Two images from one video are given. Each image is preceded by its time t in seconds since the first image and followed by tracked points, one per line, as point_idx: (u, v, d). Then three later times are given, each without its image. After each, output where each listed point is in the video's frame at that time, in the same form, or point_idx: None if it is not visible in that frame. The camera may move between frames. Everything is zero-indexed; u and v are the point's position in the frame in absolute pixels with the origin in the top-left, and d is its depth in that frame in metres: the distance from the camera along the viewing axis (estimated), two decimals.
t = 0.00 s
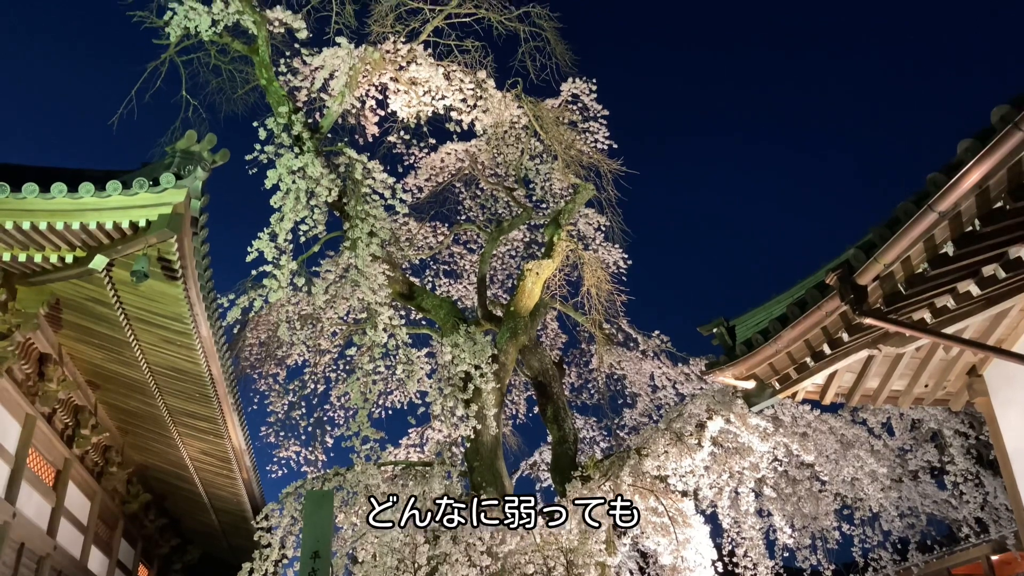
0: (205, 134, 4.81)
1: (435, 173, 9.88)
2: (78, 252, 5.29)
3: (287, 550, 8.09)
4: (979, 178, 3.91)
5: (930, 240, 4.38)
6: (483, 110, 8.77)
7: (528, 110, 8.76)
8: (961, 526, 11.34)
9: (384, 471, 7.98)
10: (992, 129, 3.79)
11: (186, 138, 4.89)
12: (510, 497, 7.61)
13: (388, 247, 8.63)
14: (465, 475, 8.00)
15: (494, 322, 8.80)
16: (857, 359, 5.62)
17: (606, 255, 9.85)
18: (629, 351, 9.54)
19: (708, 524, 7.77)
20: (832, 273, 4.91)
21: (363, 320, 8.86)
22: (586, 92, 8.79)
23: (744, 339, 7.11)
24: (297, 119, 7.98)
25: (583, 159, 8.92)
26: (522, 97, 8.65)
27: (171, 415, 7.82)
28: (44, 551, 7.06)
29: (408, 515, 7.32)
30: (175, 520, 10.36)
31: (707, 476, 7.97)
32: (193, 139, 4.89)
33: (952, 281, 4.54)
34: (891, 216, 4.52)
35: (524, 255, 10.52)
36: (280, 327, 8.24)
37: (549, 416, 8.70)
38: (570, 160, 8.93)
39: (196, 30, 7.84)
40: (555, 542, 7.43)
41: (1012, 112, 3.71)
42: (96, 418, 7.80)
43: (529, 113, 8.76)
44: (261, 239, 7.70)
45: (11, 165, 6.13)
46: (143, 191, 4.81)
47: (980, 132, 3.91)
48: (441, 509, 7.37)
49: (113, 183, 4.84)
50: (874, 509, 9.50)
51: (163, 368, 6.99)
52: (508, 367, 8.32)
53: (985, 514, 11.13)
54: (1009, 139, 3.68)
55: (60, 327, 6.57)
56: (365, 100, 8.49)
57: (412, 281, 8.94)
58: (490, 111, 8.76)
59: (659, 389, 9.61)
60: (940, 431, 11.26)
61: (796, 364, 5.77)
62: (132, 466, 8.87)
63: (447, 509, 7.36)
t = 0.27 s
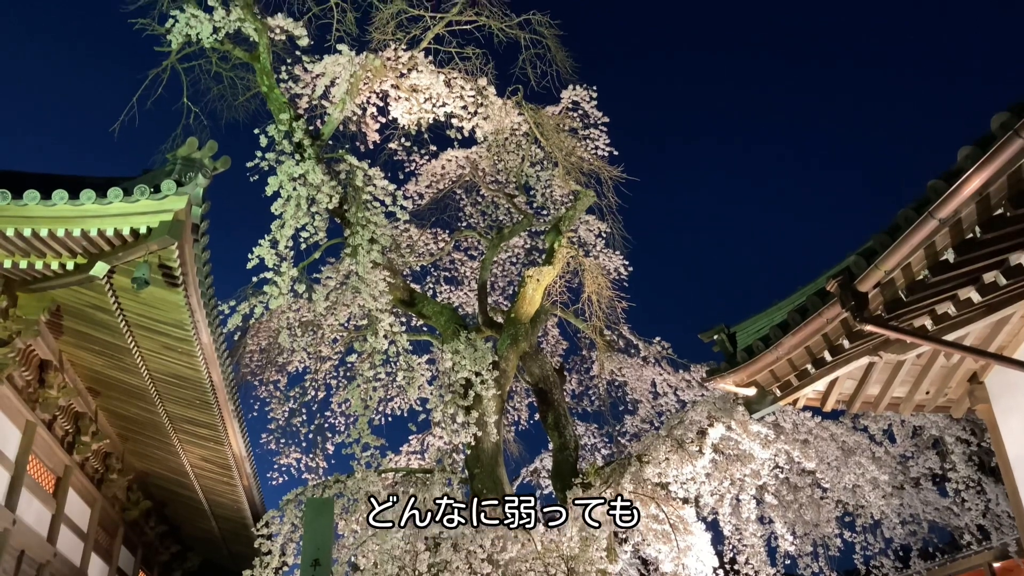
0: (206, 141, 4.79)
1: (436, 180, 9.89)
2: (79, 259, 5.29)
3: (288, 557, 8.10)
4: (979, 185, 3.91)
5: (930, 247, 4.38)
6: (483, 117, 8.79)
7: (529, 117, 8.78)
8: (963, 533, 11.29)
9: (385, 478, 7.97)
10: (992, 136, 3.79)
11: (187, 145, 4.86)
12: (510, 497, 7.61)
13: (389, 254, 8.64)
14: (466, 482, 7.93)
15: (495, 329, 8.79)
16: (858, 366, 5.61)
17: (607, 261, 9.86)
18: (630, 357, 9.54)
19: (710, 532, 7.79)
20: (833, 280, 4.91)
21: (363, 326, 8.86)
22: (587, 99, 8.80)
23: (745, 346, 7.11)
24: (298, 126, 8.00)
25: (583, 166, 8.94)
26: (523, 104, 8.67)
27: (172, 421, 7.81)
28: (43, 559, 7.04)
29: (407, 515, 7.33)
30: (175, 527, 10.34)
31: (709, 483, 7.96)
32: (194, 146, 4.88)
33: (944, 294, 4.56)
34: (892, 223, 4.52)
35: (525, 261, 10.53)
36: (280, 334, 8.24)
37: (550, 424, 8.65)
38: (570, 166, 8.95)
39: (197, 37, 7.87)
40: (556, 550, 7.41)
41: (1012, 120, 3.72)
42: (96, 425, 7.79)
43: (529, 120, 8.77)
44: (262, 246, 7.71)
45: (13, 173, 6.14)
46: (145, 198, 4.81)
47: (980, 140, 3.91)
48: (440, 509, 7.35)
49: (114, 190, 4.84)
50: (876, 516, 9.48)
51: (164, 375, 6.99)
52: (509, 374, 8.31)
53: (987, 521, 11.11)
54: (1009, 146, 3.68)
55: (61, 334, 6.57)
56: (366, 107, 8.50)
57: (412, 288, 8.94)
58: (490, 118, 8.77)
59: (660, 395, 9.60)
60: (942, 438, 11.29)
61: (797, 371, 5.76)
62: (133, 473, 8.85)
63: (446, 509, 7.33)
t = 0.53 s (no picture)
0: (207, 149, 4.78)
1: (437, 187, 9.90)
2: (80, 266, 5.30)
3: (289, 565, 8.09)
4: (980, 192, 3.92)
5: (931, 254, 4.39)
6: (484, 125, 8.80)
7: (529, 125, 8.79)
8: (965, 540, 11.25)
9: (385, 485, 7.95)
10: (992, 144, 3.80)
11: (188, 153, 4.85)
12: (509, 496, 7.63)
13: (390, 261, 8.64)
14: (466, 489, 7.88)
15: (496, 336, 8.78)
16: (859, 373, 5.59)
17: (607, 268, 9.86)
18: (630, 364, 9.54)
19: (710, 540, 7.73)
20: (834, 287, 4.90)
21: (364, 333, 8.85)
22: (588, 107, 8.81)
23: (746, 353, 7.10)
24: (299, 133, 8.01)
25: (584, 173, 8.95)
26: (523, 111, 8.69)
27: (172, 428, 7.81)
28: (43, 566, 7.02)
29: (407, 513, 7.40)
30: (175, 534, 10.31)
31: (710, 490, 7.95)
32: (196, 153, 4.85)
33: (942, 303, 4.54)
34: (893, 230, 4.52)
35: (526, 268, 10.53)
36: (281, 341, 8.24)
37: (550, 430, 8.65)
38: (571, 173, 8.97)
39: (198, 45, 7.88)
40: (557, 557, 7.41)
41: (1012, 127, 3.73)
42: (97, 432, 7.78)
43: (530, 127, 8.79)
44: (262, 253, 7.72)
45: (15, 180, 6.15)
46: (145, 206, 4.80)
47: (980, 147, 3.91)
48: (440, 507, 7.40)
49: (115, 198, 4.84)
50: (877, 523, 9.47)
51: (165, 382, 6.99)
52: (509, 381, 8.30)
53: (989, 528, 11.08)
54: (1010, 153, 3.68)
55: (62, 341, 6.56)
56: (367, 114, 8.52)
57: (413, 295, 8.94)
58: (491, 125, 8.79)
59: (661, 402, 9.59)
60: (943, 445, 11.30)
61: (798, 378, 5.75)
62: (133, 480, 8.84)
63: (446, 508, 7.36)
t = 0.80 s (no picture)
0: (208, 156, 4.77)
1: (438, 193, 9.91)
2: (81, 272, 5.30)
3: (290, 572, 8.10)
4: (980, 199, 3.91)
5: (931, 260, 4.38)
6: (485, 131, 8.82)
7: (530, 131, 8.80)
8: (966, 548, 11.20)
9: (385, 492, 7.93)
10: (992, 151, 3.80)
11: (189, 159, 4.85)
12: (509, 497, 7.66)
13: (391, 267, 8.64)
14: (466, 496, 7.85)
15: (497, 342, 8.77)
16: (860, 379, 5.58)
17: (608, 275, 9.86)
18: (631, 371, 9.53)
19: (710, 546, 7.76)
20: (834, 294, 4.90)
21: (365, 340, 8.85)
22: (588, 113, 8.82)
23: (746, 360, 7.10)
24: (300, 140, 8.03)
25: (584, 179, 8.98)
26: (524, 118, 8.70)
27: (173, 435, 7.80)
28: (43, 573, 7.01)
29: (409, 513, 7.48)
30: (175, 541, 10.29)
31: (710, 497, 7.93)
32: (196, 160, 4.86)
33: (944, 309, 4.50)
34: (893, 237, 4.52)
35: (527, 275, 10.54)
36: (281, 348, 8.24)
37: (551, 437, 8.63)
38: (571, 180, 8.99)
39: (200, 52, 7.90)
40: (558, 565, 7.34)
41: (1011, 135, 3.73)
42: (97, 439, 7.77)
43: (530, 134, 8.80)
44: (263, 260, 7.74)
45: (17, 187, 6.16)
46: (147, 212, 4.80)
47: (980, 154, 3.91)
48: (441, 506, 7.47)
49: (116, 204, 4.85)
50: (879, 530, 9.45)
51: (165, 389, 6.99)
52: (510, 387, 8.29)
53: (992, 535, 10.97)
54: (1009, 160, 3.67)
55: (63, 348, 6.56)
56: (367, 121, 8.53)
57: (414, 301, 8.94)
58: (491, 132, 8.81)
59: (662, 409, 9.58)
60: (944, 452, 11.29)
61: (799, 385, 5.74)
62: (133, 487, 8.83)
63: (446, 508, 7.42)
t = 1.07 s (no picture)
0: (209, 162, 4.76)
1: (439, 200, 9.93)
2: (83, 278, 5.30)
3: None
4: (981, 205, 3.91)
5: (933, 266, 4.38)
6: (486, 138, 8.84)
7: (530, 137, 8.82)
8: (968, 554, 11.19)
9: (386, 499, 7.92)
10: (993, 157, 3.80)
11: (190, 166, 4.85)
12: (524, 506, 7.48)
13: (392, 273, 8.64)
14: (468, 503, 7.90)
15: (498, 348, 8.77)
16: (861, 386, 5.56)
17: (609, 281, 9.87)
18: (632, 377, 9.53)
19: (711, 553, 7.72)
20: (835, 300, 4.89)
21: (366, 346, 8.85)
22: (589, 119, 8.83)
23: (747, 366, 7.09)
24: (301, 146, 8.04)
25: (585, 186, 9.00)
26: (525, 124, 8.71)
27: (173, 441, 7.79)
28: None
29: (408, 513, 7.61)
30: (175, 548, 10.26)
31: (712, 503, 7.92)
32: (198, 166, 4.85)
33: (941, 316, 4.51)
34: (894, 242, 4.51)
35: (527, 281, 10.54)
36: (282, 354, 8.23)
37: (552, 443, 8.62)
38: (572, 186, 9.00)
39: (201, 59, 7.92)
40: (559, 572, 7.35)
41: (1012, 141, 3.73)
42: (97, 445, 7.75)
43: (531, 140, 8.82)
44: (264, 266, 7.74)
45: (18, 193, 6.17)
46: (148, 218, 4.80)
47: (981, 160, 3.91)
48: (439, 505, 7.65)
49: (118, 211, 4.84)
50: (881, 537, 9.43)
51: (166, 395, 6.99)
52: (511, 394, 8.28)
53: (993, 542, 10.90)
54: (1010, 166, 3.68)
55: (63, 354, 6.55)
56: (369, 127, 8.55)
57: (415, 307, 8.94)
58: (492, 138, 8.83)
59: (663, 415, 9.57)
60: (946, 458, 11.29)
61: (800, 391, 5.72)
62: (133, 493, 8.81)
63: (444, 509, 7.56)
